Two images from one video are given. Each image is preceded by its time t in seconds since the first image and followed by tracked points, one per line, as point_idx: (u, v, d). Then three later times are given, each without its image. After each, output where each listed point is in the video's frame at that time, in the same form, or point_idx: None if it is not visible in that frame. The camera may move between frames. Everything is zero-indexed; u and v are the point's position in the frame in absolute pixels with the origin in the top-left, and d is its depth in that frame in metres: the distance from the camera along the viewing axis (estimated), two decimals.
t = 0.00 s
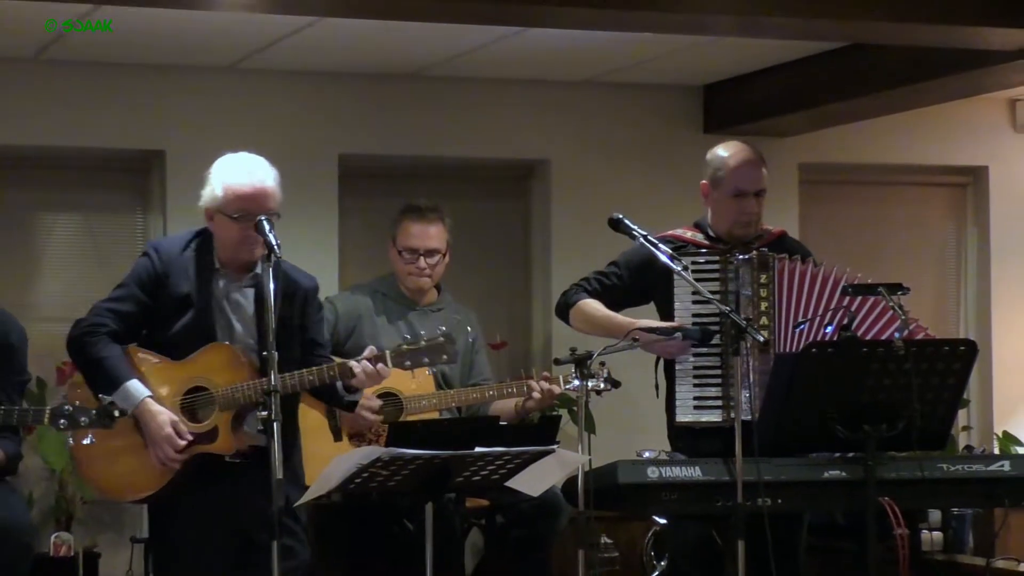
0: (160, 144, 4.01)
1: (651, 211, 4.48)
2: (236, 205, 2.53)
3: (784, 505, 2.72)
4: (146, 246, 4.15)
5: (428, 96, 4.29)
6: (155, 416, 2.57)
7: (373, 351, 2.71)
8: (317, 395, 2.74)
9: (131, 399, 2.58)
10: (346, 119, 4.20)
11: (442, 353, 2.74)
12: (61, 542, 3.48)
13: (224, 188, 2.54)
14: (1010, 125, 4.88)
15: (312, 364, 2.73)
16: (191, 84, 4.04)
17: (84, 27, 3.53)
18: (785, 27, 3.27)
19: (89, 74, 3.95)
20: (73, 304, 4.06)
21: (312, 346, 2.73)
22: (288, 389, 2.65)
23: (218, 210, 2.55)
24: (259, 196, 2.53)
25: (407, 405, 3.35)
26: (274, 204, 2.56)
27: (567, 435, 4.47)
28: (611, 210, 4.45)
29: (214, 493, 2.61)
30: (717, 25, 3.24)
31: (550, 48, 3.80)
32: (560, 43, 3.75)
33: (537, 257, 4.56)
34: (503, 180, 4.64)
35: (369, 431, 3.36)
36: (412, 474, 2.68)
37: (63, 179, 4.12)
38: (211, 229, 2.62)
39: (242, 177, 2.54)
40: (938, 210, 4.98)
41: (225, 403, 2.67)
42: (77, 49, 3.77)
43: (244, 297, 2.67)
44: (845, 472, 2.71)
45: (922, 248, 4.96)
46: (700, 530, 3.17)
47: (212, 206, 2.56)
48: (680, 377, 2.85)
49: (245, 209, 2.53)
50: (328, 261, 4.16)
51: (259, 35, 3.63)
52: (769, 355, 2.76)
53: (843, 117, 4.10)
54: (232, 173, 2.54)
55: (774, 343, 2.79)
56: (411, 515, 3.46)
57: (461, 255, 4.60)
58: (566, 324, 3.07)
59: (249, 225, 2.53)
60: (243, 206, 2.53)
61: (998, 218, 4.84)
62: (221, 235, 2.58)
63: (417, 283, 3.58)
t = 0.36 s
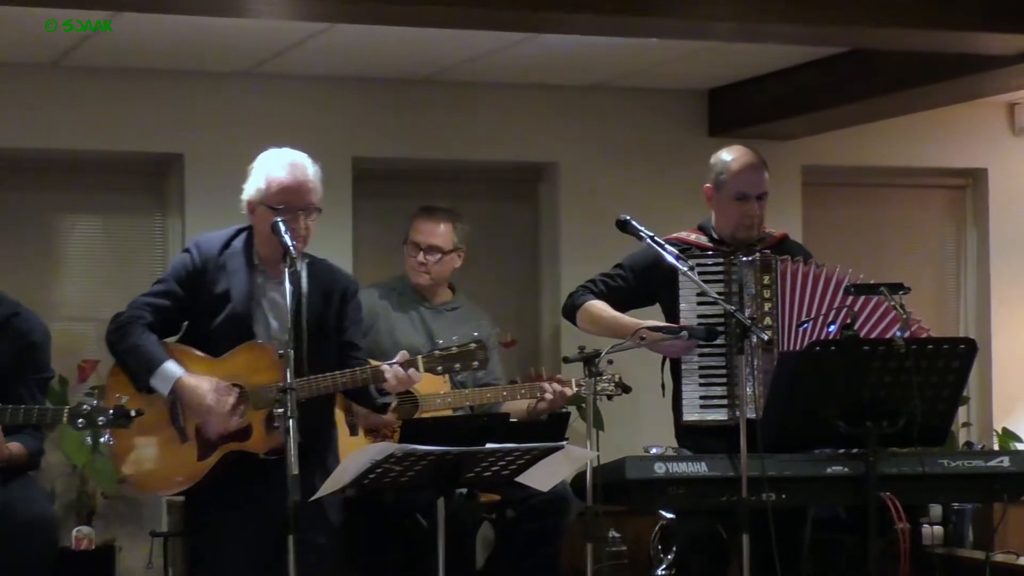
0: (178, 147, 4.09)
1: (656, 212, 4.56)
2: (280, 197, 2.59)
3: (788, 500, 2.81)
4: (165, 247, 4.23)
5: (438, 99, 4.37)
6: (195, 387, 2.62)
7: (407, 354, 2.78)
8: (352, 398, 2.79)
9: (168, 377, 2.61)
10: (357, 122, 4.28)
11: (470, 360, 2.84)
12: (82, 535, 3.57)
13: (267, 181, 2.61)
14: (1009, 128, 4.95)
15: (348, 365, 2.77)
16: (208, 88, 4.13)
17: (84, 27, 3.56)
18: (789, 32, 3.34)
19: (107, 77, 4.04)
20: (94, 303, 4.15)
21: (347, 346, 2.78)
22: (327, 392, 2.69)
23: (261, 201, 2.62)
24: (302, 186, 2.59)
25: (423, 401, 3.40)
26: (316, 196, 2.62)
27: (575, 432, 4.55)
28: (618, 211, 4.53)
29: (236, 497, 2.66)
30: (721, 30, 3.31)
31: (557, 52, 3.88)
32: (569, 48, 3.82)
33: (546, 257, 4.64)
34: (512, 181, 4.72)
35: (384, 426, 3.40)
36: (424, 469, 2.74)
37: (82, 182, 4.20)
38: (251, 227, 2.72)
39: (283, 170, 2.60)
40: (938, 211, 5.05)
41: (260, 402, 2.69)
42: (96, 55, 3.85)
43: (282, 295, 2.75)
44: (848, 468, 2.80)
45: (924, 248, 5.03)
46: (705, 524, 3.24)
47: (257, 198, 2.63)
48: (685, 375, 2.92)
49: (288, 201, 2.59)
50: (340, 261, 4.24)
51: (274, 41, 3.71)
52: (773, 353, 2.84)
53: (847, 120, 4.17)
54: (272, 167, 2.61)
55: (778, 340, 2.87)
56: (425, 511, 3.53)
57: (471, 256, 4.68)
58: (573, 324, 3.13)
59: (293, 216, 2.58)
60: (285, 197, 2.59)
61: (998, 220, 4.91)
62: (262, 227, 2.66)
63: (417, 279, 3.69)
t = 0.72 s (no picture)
0: (197, 151, 4.18)
1: (663, 214, 4.64)
2: (313, 204, 2.68)
3: (793, 495, 2.91)
4: (185, 248, 4.33)
5: (448, 103, 4.46)
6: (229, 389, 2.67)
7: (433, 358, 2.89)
8: (380, 396, 2.90)
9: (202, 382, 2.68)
10: (370, 125, 4.37)
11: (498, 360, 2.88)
12: (104, 529, 3.68)
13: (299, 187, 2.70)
14: (1009, 130, 5.03)
15: (378, 364, 2.87)
16: (225, 93, 4.22)
17: (84, 27, 3.62)
18: (794, 38, 3.43)
19: (127, 83, 4.13)
20: (115, 304, 4.25)
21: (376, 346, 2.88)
22: (359, 389, 2.77)
23: (295, 208, 2.70)
24: (333, 196, 2.68)
25: (439, 396, 3.45)
26: (349, 201, 2.72)
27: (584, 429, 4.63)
28: (625, 213, 4.61)
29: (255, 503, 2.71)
30: (727, 36, 3.39)
31: (566, 58, 3.96)
32: (577, 53, 3.90)
33: (556, 258, 4.73)
34: (522, 183, 4.80)
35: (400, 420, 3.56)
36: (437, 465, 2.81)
37: (104, 185, 4.30)
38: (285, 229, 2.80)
39: (314, 177, 2.69)
40: (939, 213, 5.13)
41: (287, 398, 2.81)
42: (116, 61, 3.95)
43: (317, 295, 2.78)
44: (851, 464, 2.91)
45: (927, 249, 5.11)
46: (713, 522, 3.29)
47: (291, 205, 2.71)
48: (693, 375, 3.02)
49: (320, 208, 2.68)
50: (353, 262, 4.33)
51: (289, 47, 3.80)
52: (778, 350, 2.92)
53: (851, 124, 4.25)
54: (304, 173, 2.71)
55: (783, 339, 2.94)
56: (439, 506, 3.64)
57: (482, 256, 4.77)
58: (580, 321, 3.21)
59: (325, 223, 2.68)
60: (317, 205, 2.68)
61: (999, 220, 4.98)
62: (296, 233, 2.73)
63: (447, 285, 3.77)
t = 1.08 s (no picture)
0: (213, 154, 4.28)
1: (667, 215, 4.73)
2: (329, 203, 2.76)
3: (794, 489, 3.00)
4: (202, 249, 4.43)
5: (458, 107, 4.55)
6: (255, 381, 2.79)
7: (442, 348, 2.91)
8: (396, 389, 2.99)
9: (230, 373, 2.79)
10: (381, 129, 4.46)
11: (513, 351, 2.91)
12: (123, 522, 3.79)
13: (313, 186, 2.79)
14: (1007, 134, 5.10)
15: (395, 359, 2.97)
16: (240, 98, 4.31)
17: (84, 27, 3.64)
18: (794, 44, 3.52)
19: (144, 88, 4.23)
20: (134, 304, 4.35)
21: (393, 340, 2.98)
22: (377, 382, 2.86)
23: (310, 208, 2.78)
24: (346, 194, 2.77)
25: (449, 394, 3.57)
26: (362, 199, 2.80)
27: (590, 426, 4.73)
28: (630, 214, 4.70)
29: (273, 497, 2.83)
30: (730, 42, 3.48)
31: (573, 63, 4.04)
32: (583, 59, 3.99)
33: (564, 259, 4.82)
34: (530, 185, 4.90)
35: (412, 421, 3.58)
36: (448, 460, 2.88)
37: (121, 187, 4.40)
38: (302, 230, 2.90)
39: (327, 177, 2.77)
40: (937, 215, 5.21)
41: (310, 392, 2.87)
42: (134, 67, 4.04)
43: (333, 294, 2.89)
44: (852, 459, 3.00)
45: (929, 250, 5.19)
46: (717, 516, 3.40)
47: (305, 206, 2.79)
48: (695, 372, 3.12)
49: (336, 207, 2.76)
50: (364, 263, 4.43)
51: (303, 53, 3.89)
52: (779, 348, 3.03)
53: (852, 127, 4.33)
54: (318, 173, 2.79)
55: (785, 337, 3.04)
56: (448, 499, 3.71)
57: (492, 258, 4.86)
58: (587, 316, 3.31)
59: (341, 222, 2.77)
60: (331, 204, 2.77)
61: (998, 223, 5.06)
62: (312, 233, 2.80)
63: (455, 286, 3.87)
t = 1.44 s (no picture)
0: (229, 157, 4.38)
1: (672, 217, 4.82)
2: (340, 209, 2.82)
3: (798, 484, 3.10)
4: (219, 249, 4.53)
5: (468, 110, 4.64)
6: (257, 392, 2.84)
7: (454, 340, 2.94)
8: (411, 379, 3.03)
9: (238, 377, 2.86)
10: (393, 132, 4.55)
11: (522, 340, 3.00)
12: (143, 516, 3.87)
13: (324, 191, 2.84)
14: (1006, 137, 5.18)
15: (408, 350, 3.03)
16: (256, 101, 4.41)
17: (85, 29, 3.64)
18: (798, 49, 3.60)
19: (163, 91, 4.33)
20: (151, 303, 4.45)
21: (406, 335, 3.04)
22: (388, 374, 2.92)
23: (321, 212, 2.83)
24: (357, 198, 2.82)
25: (457, 391, 3.69)
26: (372, 203, 2.86)
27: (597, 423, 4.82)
28: (637, 216, 4.79)
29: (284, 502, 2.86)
30: (734, 47, 3.57)
31: (580, 68, 4.13)
32: (592, 63, 4.08)
33: (572, 260, 4.91)
34: (539, 187, 4.99)
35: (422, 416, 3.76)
36: (460, 456, 2.95)
37: (139, 189, 4.50)
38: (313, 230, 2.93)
39: (338, 181, 2.83)
40: (936, 216, 5.29)
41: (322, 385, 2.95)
42: (153, 71, 4.14)
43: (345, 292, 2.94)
44: (853, 455, 3.11)
45: (930, 250, 5.27)
46: (723, 511, 3.49)
47: (316, 210, 2.84)
48: (700, 369, 3.21)
49: (347, 212, 2.82)
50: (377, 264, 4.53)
51: (320, 58, 3.99)
52: (783, 347, 3.12)
53: (855, 130, 4.41)
54: (329, 177, 2.84)
55: (789, 335, 3.12)
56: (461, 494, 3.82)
57: (501, 258, 4.95)
58: (598, 309, 3.40)
59: (351, 227, 2.82)
60: (342, 207, 2.82)
61: (998, 224, 5.14)
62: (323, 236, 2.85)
63: (461, 287, 3.96)
